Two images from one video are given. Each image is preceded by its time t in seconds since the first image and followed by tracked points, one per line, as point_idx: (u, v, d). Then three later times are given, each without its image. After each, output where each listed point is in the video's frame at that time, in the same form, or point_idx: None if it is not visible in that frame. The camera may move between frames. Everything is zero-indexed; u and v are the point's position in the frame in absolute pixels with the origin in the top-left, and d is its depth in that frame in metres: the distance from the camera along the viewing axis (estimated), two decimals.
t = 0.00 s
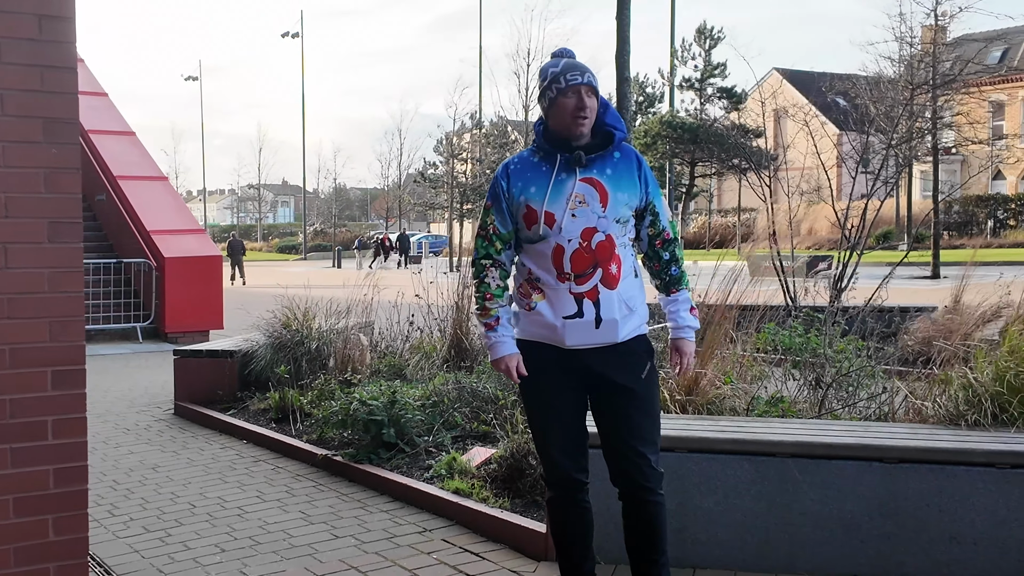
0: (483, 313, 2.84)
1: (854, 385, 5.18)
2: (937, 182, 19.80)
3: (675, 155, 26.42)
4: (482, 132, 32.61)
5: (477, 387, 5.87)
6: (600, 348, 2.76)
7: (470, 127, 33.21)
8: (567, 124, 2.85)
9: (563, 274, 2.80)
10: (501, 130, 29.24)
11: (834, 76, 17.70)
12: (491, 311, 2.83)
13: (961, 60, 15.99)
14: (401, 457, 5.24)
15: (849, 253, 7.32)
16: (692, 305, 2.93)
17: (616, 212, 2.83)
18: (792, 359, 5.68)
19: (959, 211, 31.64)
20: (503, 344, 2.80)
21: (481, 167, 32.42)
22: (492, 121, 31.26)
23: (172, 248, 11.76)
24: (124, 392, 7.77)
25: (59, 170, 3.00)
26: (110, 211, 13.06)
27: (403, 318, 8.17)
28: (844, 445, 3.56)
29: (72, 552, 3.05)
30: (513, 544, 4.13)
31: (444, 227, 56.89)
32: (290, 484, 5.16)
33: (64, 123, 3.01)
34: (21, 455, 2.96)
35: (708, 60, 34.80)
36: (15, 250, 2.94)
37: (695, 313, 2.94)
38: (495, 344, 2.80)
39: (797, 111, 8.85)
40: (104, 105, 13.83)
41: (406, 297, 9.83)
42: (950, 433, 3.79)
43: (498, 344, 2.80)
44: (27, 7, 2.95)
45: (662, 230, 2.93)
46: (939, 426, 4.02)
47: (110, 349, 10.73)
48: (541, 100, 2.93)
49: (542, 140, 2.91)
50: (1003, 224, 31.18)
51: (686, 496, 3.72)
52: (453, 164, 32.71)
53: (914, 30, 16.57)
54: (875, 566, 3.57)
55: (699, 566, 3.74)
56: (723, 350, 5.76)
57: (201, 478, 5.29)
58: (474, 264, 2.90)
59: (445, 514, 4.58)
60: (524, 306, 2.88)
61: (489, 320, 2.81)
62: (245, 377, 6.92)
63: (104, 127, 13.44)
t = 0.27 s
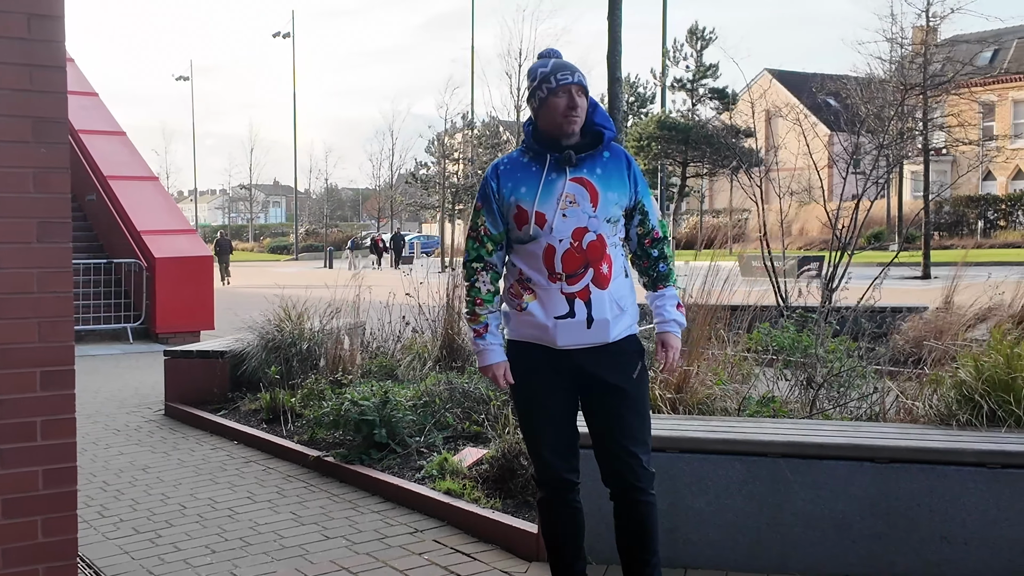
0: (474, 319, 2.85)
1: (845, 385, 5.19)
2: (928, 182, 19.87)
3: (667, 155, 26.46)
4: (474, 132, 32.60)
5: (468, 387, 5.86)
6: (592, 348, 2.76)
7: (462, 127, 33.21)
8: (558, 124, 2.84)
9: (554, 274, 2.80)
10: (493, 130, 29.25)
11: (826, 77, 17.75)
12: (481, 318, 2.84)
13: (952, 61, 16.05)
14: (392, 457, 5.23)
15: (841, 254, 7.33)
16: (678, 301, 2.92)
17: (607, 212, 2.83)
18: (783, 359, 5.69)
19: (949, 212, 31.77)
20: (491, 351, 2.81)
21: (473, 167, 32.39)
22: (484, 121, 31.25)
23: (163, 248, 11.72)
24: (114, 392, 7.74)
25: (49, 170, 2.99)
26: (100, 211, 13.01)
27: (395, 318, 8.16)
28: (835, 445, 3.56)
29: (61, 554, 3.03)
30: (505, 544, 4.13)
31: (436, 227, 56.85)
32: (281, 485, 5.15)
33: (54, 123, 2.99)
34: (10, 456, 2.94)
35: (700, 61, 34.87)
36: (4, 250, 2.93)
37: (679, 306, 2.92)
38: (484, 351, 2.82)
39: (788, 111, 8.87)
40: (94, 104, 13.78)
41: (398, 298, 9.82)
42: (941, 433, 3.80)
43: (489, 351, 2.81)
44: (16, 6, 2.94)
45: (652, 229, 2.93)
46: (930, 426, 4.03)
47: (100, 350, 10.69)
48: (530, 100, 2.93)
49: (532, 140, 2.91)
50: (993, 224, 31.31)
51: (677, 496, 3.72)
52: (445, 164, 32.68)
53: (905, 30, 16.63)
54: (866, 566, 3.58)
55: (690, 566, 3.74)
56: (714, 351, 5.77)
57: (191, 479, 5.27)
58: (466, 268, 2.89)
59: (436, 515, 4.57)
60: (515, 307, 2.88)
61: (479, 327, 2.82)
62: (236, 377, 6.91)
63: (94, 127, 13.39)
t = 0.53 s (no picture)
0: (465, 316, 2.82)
1: (836, 385, 5.21)
2: (918, 183, 19.95)
3: (658, 156, 26.50)
4: (466, 133, 32.60)
5: (460, 388, 5.86)
6: (582, 348, 2.76)
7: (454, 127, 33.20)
8: (548, 123, 2.84)
9: (544, 274, 2.80)
10: (485, 131, 29.24)
11: (817, 77, 17.80)
12: (473, 314, 2.81)
13: (942, 62, 16.11)
14: (384, 458, 5.22)
15: (832, 254, 7.35)
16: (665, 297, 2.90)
17: (597, 212, 2.83)
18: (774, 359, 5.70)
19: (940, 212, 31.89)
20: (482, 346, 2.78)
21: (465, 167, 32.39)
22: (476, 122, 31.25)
23: (153, 248, 11.69)
24: (104, 393, 7.70)
25: (38, 170, 2.97)
26: (91, 211, 12.96)
27: (387, 319, 8.15)
28: (827, 445, 3.57)
29: (52, 555, 3.01)
30: (497, 545, 4.12)
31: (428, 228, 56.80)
32: (272, 486, 5.14)
33: (43, 122, 2.98)
34: None
35: (691, 61, 34.95)
36: None
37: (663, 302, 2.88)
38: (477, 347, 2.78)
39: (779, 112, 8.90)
40: (85, 104, 13.74)
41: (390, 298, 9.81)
42: (931, 433, 3.81)
43: (481, 347, 2.78)
44: (6, 5, 2.92)
45: (641, 228, 2.93)
46: (921, 426, 4.04)
47: (90, 350, 10.65)
48: (521, 100, 2.93)
49: (522, 140, 2.91)
50: (983, 225, 31.44)
51: (669, 496, 3.72)
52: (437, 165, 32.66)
53: (895, 31, 16.69)
54: (858, 566, 3.59)
55: (682, 566, 3.74)
56: (705, 351, 5.78)
57: (182, 480, 5.25)
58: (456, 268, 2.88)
59: (428, 515, 4.57)
60: (506, 307, 2.88)
61: (471, 323, 2.79)
62: (227, 377, 6.89)
63: (84, 127, 13.34)
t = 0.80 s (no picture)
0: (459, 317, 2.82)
1: (829, 385, 5.22)
2: (910, 184, 20.02)
3: (651, 156, 26.54)
4: (459, 133, 32.60)
5: (453, 388, 5.86)
6: (574, 348, 2.76)
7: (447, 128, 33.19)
8: (539, 124, 2.84)
9: (536, 274, 2.80)
10: (479, 131, 29.25)
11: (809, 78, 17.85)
12: (467, 315, 2.81)
13: (933, 63, 16.18)
14: (377, 458, 5.21)
15: (824, 254, 7.36)
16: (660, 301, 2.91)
17: (589, 212, 2.83)
18: (767, 359, 5.72)
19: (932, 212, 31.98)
20: (477, 347, 2.77)
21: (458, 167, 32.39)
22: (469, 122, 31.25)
23: (146, 249, 11.66)
24: (96, 394, 7.68)
25: (29, 170, 2.96)
26: (82, 211, 12.92)
27: (380, 319, 8.14)
28: (819, 444, 3.58)
29: (44, 556, 3.00)
30: (490, 545, 4.12)
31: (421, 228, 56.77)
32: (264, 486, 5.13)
33: (35, 122, 2.96)
34: None
35: (684, 62, 35.02)
36: None
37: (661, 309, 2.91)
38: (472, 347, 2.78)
39: (772, 112, 8.92)
40: (76, 104, 13.69)
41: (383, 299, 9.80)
42: (923, 433, 3.82)
43: (476, 348, 2.77)
44: None
45: (634, 228, 2.93)
46: (913, 426, 4.05)
47: (81, 351, 10.62)
48: (513, 100, 2.93)
49: (514, 141, 2.91)
50: (975, 225, 31.55)
51: (662, 496, 3.72)
52: (430, 165, 32.65)
53: (887, 32, 16.75)
54: (850, 565, 3.59)
55: (675, 566, 3.74)
56: (698, 351, 5.78)
57: (174, 481, 5.24)
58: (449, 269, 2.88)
59: (421, 516, 4.56)
60: (498, 307, 2.87)
61: (465, 323, 2.79)
62: (219, 378, 6.88)
63: (76, 127, 13.29)
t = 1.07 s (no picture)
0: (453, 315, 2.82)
1: (823, 385, 5.23)
2: (904, 183, 20.07)
3: (645, 156, 26.57)
4: (454, 133, 32.59)
5: (448, 388, 5.86)
6: (570, 347, 2.76)
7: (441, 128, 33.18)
8: (534, 124, 2.84)
9: (532, 273, 2.80)
10: (473, 131, 29.24)
11: (804, 78, 17.88)
12: (462, 314, 2.82)
13: (927, 63, 16.22)
14: (372, 459, 5.21)
15: (818, 254, 7.36)
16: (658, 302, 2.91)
17: (585, 211, 2.83)
18: (762, 359, 5.73)
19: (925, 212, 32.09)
20: (471, 348, 2.77)
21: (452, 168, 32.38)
22: (464, 122, 31.23)
23: (140, 249, 11.63)
24: (90, 394, 7.65)
25: (23, 170, 2.95)
26: (76, 211, 12.89)
27: (374, 319, 8.13)
28: (814, 444, 3.59)
29: (39, 556, 2.99)
30: (485, 546, 4.12)
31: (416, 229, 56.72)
32: (260, 487, 5.12)
33: (28, 122, 2.96)
34: None
35: (679, 62, 35.07)
36: None
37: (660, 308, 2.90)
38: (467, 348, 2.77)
39: (766, 113, 8.94)
40: (70, 104, 13.66)
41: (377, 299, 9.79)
42: (917, 432, 3.83)
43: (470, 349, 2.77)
44: None
45: (630, 228, 2.94)
46: (908, 426, 4.06)
47: (75, 351, 10.59)
48: (508, 101, 2.93)
49: (510, 140, 2.91)
50: (969, 225, 31.64)
51: (657, 496, 3.73)
52: (424, 165, 32.64)
53: (881, 33, 16.80)
54: (845, 565, 3.60)
55: (670, 566, 3.75)
56: (692, 351, 5.79)
57: (169, 481, 5.23)
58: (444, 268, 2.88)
59: (416, 516, 4.56)
60: (493, 307, 2.88)
61: (459, 323, 2.79)
62: (214, 378, 6.86)
63: (70, 127, 13.26)
